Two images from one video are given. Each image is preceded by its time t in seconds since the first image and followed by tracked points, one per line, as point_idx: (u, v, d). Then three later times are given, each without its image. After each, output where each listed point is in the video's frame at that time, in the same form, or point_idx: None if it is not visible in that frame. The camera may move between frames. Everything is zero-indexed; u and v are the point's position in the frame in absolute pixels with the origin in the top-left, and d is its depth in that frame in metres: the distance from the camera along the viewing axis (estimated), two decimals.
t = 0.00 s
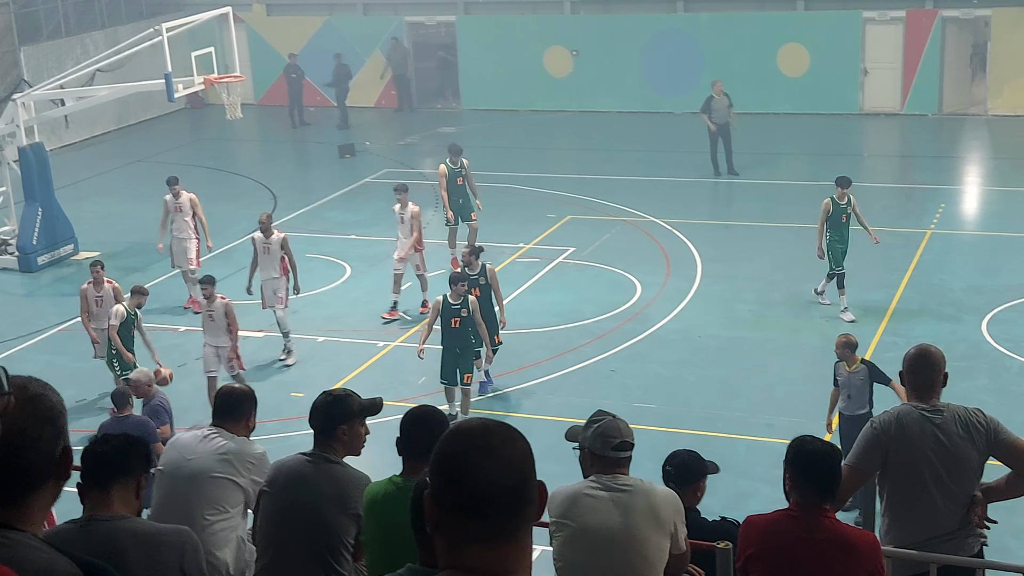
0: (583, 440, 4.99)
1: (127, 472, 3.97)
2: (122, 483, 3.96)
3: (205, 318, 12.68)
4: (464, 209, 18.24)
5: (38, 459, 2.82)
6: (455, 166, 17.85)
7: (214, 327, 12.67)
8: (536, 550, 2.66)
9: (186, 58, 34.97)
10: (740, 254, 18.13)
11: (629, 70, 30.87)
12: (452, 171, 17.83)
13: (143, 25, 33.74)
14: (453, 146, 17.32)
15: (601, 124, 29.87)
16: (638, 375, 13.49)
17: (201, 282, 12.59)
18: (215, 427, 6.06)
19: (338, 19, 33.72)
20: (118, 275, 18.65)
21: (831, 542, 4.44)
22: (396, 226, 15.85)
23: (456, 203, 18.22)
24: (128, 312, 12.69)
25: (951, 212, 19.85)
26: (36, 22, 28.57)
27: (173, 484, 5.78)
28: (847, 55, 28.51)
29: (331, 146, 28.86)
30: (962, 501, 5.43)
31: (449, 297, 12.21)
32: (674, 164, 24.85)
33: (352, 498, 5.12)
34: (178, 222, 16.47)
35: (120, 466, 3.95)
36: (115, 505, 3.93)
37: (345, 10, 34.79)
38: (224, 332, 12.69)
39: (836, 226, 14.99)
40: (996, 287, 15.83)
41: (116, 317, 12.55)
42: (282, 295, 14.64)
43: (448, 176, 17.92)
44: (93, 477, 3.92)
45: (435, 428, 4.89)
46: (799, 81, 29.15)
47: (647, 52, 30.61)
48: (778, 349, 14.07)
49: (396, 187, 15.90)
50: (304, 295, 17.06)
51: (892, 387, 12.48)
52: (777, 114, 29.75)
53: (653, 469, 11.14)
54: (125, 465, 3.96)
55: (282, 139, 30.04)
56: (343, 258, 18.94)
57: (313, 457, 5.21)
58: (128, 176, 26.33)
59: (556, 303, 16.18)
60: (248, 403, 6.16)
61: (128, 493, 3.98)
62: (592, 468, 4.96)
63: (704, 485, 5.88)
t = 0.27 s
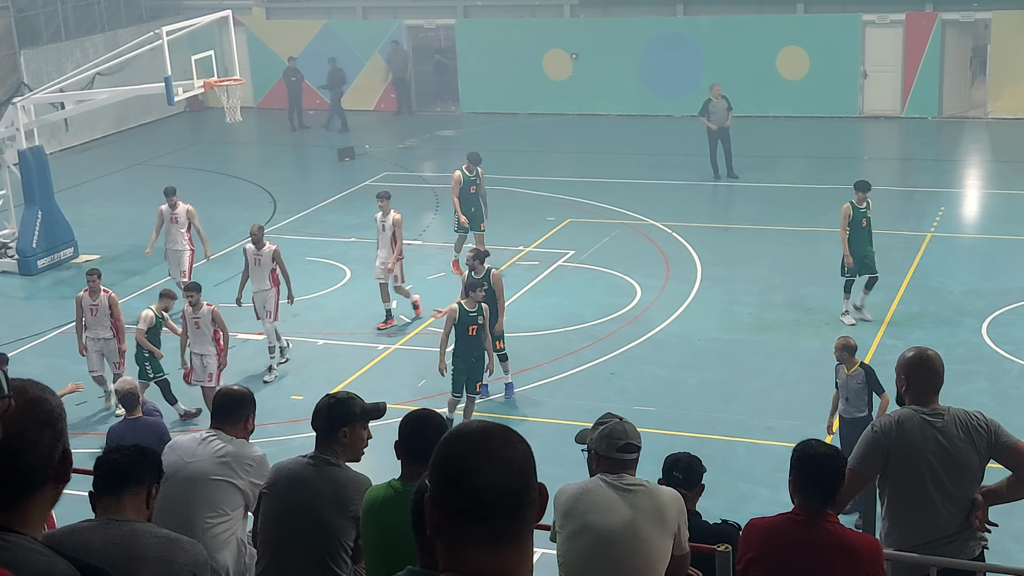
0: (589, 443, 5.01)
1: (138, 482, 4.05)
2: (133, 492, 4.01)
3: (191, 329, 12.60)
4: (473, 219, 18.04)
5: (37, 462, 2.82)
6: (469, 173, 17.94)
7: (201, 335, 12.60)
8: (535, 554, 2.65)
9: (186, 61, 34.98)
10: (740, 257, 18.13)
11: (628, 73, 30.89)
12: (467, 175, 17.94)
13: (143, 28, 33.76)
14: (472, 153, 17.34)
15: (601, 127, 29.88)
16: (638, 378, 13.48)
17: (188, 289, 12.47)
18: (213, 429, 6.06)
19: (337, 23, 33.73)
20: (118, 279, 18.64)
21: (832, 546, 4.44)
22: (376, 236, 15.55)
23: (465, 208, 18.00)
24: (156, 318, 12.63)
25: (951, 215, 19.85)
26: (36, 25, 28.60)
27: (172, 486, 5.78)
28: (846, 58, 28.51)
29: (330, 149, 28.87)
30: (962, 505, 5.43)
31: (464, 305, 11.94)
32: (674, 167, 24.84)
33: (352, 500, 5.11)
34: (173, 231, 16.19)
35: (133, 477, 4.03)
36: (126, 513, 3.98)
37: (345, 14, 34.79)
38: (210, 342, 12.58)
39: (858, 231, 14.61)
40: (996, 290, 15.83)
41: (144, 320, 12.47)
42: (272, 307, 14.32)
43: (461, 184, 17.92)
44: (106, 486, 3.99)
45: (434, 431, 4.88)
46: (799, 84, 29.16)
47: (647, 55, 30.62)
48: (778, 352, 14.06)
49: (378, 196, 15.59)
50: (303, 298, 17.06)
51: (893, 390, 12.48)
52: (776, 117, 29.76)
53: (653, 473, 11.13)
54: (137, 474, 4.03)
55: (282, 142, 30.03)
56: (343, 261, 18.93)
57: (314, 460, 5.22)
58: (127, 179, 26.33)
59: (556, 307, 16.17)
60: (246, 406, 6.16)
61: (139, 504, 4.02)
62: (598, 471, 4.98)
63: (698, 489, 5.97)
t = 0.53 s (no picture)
0: (597, 447, 5.03)
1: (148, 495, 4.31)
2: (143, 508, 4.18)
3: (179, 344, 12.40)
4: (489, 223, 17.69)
5: (38, 464, 2.81)
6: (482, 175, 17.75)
7: (187, 351, 12.36)
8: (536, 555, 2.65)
9: (188, 62, 34.99)
10: (742, 259, 18.12)
11: (630, 75, 30.89)
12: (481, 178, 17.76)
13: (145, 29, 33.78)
14: (485, 154, 17.26)
15: (603, 128, 29.89)
16: (639, 380, 13.48)
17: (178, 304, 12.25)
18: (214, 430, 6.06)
19: (339, 24, 33.76)
20: (120, 280, 18.64)
21: (836, 550, 4.43)
22: (362, 243, 15.44)
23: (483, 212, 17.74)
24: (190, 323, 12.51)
25: (953, 217, 19.84)
26: (38, 27, 28.62)
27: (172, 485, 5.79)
28: (848, 60, 28.50)
29: (332, 150, 28.87)
30: (965, 507, 5.42)
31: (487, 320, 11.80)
32: (676, 169, 24.81)
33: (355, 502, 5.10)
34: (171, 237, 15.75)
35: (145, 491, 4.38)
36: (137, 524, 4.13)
37: (347, 15, 34.81)
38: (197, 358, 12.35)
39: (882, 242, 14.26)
40: (998, 293, 15.82)
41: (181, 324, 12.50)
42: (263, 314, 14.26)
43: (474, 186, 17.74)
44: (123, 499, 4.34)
45: (437, 434, 4.86)
46: (800, 85, 29.16)
47: (648, 56, 30.62)
48: (779, 354, 14.04)
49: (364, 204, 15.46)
50: (305, 300, 17.05)
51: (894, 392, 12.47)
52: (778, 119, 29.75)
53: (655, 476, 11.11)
54: (150, 489, 4.39)
55: (284, 143, 30.04)
56: (345, 263, 18.93)
57: (318, 462, 5.21)
58: (129, 180, 26.33)
59: (558, 309, 16.17)
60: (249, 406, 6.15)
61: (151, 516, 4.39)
62: (603, 475, 5.00)
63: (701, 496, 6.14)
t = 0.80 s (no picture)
0: (598, 449, 5.04)
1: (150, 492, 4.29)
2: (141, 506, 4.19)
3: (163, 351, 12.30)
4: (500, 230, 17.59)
5: (36, 466, 2.82)
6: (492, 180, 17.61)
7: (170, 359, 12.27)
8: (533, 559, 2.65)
9: (187, 64, 34.99)
10: (740, 261, 18.14)
11: (628, 76, 30.91)
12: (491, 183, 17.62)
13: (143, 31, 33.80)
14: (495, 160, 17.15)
15: (601, 130, 29.90)
16: (637, 381, 13.48)
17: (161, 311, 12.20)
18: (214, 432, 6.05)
19: (337, 26, 33.76)
20: (119, 282, 18.64)
21: (834, 553, 4.43)
22: (345, 251, 15.13)
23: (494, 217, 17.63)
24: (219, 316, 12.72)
25: (951, 219, 19.86)
26: (36, 29, 28.64)
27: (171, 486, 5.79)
28: (846, 61, 28.53)
29: (330, 152, 28.86)
30: (962, 509, 5.43)
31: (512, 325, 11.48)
32: (674, 171, 24.82)
33: (354, 504, 5.10)
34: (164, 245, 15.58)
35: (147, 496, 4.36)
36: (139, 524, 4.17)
37: (345, 17, 34.81)
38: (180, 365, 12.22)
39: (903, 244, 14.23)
40: (997, 294, 15.84)
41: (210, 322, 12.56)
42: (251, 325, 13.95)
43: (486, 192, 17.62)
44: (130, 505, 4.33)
45: (436, 437, 4.86)
46: (799, 87, 29.18)
47: (647, 57, 30.63)
48: (777, 356, 14.06)
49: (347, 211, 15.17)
50: (303, 302, 17.06)
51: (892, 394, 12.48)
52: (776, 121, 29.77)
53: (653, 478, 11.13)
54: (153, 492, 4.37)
55: (282, 145, 30.04)
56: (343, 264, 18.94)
57: (320, 464, 5.21)
58: (128, 182, 26.33)
59: (556, 310, 16.18)
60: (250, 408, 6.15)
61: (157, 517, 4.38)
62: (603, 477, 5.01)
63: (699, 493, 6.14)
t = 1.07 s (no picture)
0: (599, 452, 5.04)
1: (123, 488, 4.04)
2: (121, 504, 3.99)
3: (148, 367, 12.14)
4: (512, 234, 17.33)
5: (37, 467, 2.81)
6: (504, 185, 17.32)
7: (156, 373, 12.10)
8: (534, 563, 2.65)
9: (188, 66, 35.00)
10: (741, 263, 18.13)
11: (629, 78, 30.91)
12: (502, 188, 17.30)
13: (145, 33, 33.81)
14: (506, 166, 16.98)
15: (602, 132, 29.90)
16: (638, 384, 13.47)
17: (145, 325, 12.10)
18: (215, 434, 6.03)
19: (338, 29, 33.76)
20: (120, 284, 18.64)
21: (835, 557, 4.43)
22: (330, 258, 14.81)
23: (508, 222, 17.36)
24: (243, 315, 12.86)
25: (952, 221, 19.85)
26: (38, 31, 28.65)
27: (172, 487, 5.78)
28: (847, 64, 28.53)
29: (331, 154, 28.87)
30: (963, 513, 5.42)
31: (542, 335, 11.12)
32: (675, 173, 24.81)
33: (354, 506, 5.10)
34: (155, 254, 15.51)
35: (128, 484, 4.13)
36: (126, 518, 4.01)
37: (347, 19, 34.78)
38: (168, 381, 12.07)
39: (924, 256, 14.03)
40: (998, 297, 15.82)
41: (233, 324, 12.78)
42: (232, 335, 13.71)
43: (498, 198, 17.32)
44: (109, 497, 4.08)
45: (435, 441, 4.86)
46: (800, 89, 29.19)
47: (647, 60, 30.63)
48: (779, 358, 14.05)
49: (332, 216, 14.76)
50: (303, 304, 17.05)
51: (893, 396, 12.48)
52: (777, 123, 29.75)
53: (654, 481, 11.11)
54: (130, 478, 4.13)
55: (283, 147, 30.05)
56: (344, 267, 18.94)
57: (320, 465, 5.19)
58: (129, 184, 26.33)
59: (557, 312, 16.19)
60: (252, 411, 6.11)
61: (142, 501, 4.15)
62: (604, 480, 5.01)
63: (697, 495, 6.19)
